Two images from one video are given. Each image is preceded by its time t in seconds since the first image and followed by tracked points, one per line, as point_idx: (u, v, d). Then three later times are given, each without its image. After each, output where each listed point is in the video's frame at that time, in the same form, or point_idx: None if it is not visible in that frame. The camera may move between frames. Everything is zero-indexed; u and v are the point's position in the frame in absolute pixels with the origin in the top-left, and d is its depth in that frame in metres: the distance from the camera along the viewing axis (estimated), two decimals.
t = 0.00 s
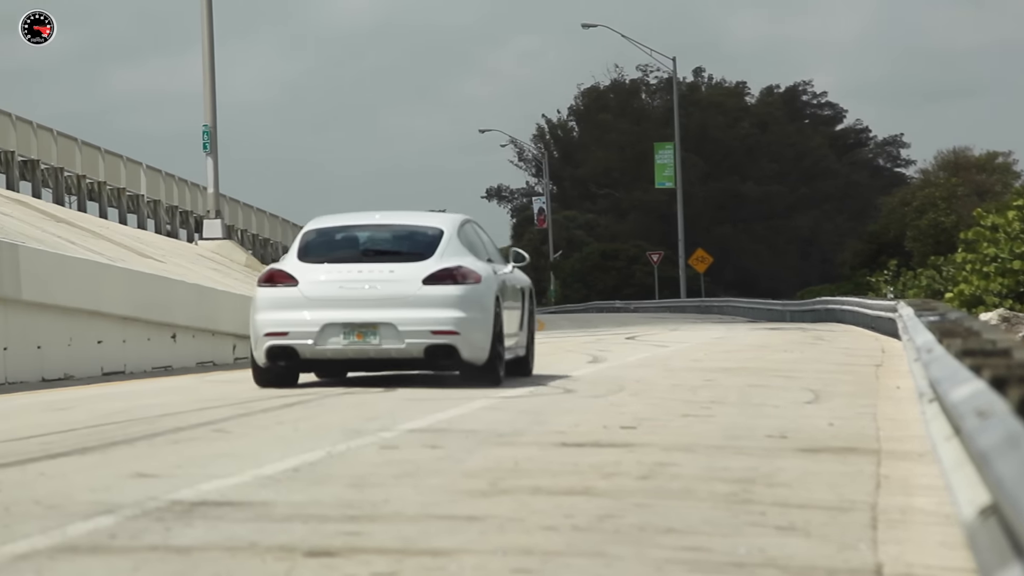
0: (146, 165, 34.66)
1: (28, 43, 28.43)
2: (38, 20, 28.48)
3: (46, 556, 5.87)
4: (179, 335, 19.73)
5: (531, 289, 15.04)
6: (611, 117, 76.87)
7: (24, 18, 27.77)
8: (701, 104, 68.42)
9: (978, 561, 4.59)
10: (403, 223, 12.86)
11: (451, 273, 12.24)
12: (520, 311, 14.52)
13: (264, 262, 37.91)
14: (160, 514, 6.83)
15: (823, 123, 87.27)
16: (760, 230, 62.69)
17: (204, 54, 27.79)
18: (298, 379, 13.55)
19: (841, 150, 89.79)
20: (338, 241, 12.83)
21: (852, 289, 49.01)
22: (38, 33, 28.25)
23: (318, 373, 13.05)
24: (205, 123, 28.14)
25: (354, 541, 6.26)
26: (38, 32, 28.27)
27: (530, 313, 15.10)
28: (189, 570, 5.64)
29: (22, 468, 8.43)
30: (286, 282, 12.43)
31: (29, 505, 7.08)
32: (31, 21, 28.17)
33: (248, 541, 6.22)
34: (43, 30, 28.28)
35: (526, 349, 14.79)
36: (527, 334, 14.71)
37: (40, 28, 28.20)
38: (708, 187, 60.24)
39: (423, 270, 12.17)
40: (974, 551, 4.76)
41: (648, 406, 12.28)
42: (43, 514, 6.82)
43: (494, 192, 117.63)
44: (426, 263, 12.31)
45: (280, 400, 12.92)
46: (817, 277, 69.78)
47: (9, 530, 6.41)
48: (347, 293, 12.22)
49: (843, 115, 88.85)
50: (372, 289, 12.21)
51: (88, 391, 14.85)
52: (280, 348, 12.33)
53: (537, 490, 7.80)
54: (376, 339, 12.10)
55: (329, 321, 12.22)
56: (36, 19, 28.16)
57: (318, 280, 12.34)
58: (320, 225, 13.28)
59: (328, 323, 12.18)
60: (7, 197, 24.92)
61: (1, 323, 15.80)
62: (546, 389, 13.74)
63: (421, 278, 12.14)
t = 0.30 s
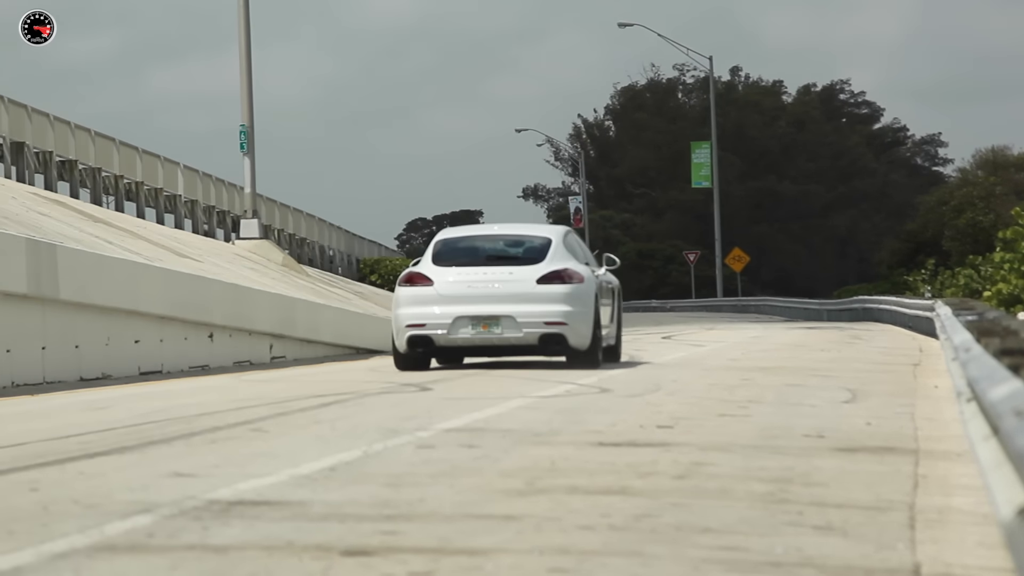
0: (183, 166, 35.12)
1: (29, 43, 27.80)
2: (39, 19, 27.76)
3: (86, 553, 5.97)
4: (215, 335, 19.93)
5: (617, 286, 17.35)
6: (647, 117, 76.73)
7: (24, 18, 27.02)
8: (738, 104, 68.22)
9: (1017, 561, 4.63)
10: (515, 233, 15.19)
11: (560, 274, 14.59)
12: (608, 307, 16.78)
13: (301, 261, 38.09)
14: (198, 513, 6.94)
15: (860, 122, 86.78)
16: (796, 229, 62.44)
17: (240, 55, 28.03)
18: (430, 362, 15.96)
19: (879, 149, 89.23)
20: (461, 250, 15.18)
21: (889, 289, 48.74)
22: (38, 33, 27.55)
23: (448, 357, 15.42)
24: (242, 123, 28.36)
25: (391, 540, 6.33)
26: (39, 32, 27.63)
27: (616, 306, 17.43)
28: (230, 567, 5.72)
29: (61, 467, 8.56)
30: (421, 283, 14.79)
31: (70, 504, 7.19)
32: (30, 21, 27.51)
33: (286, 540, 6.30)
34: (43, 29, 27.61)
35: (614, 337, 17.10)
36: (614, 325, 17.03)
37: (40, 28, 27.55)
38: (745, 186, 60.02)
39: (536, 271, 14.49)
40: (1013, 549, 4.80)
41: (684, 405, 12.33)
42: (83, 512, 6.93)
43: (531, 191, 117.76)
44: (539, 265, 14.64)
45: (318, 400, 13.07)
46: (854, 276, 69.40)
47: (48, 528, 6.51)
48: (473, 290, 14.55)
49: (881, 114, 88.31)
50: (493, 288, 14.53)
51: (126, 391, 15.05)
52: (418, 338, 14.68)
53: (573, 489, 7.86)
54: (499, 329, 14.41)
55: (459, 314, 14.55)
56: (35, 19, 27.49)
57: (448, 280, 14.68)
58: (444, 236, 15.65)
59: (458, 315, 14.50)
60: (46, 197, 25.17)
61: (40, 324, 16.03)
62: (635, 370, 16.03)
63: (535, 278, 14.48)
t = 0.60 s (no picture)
0: (216, 165, 35.52)
1: (30, 42, 27.02)
2: (38, 19, 26.80)
3: (122, 551, 6.08)
4: (247, 334, 20.12)
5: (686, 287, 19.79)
6: (678, 116, 76.61)
7: (24, 19, 26.15)
8: (770, 103, 68.04)
9: None
10: (603, 243, 17.69)
11: (643, 276, 17.11)
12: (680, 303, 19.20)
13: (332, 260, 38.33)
14: (230, 512, 7.06)
15: (893, 120, 86.34)
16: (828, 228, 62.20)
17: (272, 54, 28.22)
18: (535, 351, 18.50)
19: (911, 147, 88.75)
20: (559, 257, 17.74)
21: (922, 289, 48.46)
22: (38, 33, 26.65)
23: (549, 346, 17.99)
24: (273, 123, 28.56)
25: (422, 539, 6.42)
26: (39, 32, 26.83)
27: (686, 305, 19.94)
28: (263, 567, 5.81)
29: (95, 467, 8.69)
30: (524, 284, 17.37)
31: (103, 503, 7.32)
32: (30, 20, 26.65)
33: (317, 539, 6.39)
34: (43, 30, 26.71)
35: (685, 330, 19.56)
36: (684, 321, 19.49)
37: (40, 28, 26.70)
38: (776, 185, 59.85)
39: (622, 274, 16.99)
40: None
41: (715, 404, 12.40)
42: (116, 511, 7.05)
43: (562, 190, 117.70)
44: (624, 269, 17.15)
45: (348, 399, 13.20)
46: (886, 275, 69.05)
47: (81, 526, 6.61)
48: (569, 289, 17.10)
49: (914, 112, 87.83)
50: (586, 288, 17.06)
51: (157, 390, 15.23)
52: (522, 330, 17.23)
53: (604, 489, 7.93)
54: (591, 323, 16.92)
55: (557, 309, 17.10)
56: (35, 19, 26.61)
57: (547, 283, 17.22)
58: (540, 245, 18.17)
59: (556, 311, 17.04)
60: (78, 197, 25.41)
61: (73, 323, 16.24)
62: (707, 356, 18.36)
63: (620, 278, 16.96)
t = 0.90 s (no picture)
0: (237, 165, 35.74)
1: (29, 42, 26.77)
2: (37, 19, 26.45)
3: (147, 550, 6.20)
4: (268, 333, 20.29)
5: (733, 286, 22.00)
6: (699, 115, 76.57)
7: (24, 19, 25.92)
8: (791, 102, 67.93)
9: None
10: (663, 250, 19.71)
11: (700, 277, 19.13)
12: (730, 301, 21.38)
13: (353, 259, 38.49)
14: (253, 511, 7.17)
15: (915, 119, 86.02)
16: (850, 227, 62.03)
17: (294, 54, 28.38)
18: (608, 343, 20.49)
19: (933, 146, 88.40)
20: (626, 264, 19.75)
21: (944, 288, 48.27)
22: (38, 33, 26.41)
23: (618, 338, 20.07)
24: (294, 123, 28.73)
25: (444, 539, 6.52)
26: (38, 32, 26.57)
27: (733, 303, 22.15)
28: (286, 566, 5.92)
29: (118, 467, 8.81)
30: (595, 285, 19.35)
31: (124, 502, 7.42)
32: (30, 21, 26.42)
33: (338, 538, 6.49)
34: (43, 30, 26.48)
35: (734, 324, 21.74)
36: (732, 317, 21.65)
37: (39, 28, 26.45)
38: (798, 184, 59.73)
39: (683, 274, 19.00)
40: None
41: (737, 403, 12.48)
42: (138, 511, 7.16)
43: (583, 189, 117.69)
44: (684, 271, 19.16)
45: (369, 398, 13.31)
46: (908, 274, 68.82)
47: (104, 526, 6.71)
48: (637, 289, 19.05)
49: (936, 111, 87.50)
50: (651, 288, 19.04)
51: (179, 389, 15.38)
52: (595, 326, 19.17)
53: (625, 488, 8.03)
54: (656, 318, 18.90)
55: (626, 307, 19.03)
56: (34, 18, 26.37)
57: (616, 283, 19.22)
58: (608, 252, 20.24)
59: (625, 308, 18.96)
60: (100, 196, 25.60)
61: (96, 322, 16.41)
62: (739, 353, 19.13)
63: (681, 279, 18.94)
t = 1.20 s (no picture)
0: (256, 164, 35.87)
1: (30, 42, 26.92)
2: (38, 19, 26.67)
3: (163, 549, 6.22)
4: (287, 333, 20.36)
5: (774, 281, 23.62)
6: (717, 114, 76.46)
7: (23, 19, 26.05)
8: (810, 102, 67.72)
9: None
10: (711, 254, 21.26)
11: (746, 278, 20.69)
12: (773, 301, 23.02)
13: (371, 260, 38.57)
14: (269, 510, 7.21)
15: (934, 119, 85.64)
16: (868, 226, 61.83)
17: (313, 54, 28.50)
18: (663, 337, 22.03)
19: (952, 145, 87.98)
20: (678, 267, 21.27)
21: (963, 287, 47.99)
22: (38, 33, 26.52)
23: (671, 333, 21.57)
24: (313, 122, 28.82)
25: (461, 539, 6.53)
26: (39, 32, 26.70)
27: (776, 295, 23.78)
28: (303, 565, 5.93)
29: (136, 466, 8.86)
30: (651, 285, 20.89)
31: (142, 502, 7.46)
32: (30, 20, 26.56)
33: (356, 538, 6.51)
34: (42, 30, 26.60)
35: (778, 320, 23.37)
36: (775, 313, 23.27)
37: (39, 28, 26.58)
38: (816, 184, 59.55)
39: (730, 275, 20.55)
40: None
41: (755, 403, 12.46)
42: (156, 511, 7.19)
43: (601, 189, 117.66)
44: (731, 273, 20.68)
45: (387, 398, 13.34)
46: (927, 273, 68.53)
47: (122, 526, 6.75)
48: (690, 289, 20.58)
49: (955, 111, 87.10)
50: (702, 288, 20.57)
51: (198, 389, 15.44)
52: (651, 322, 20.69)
53: (644, 488, 8.03)
54: (707, 315, 20.43)
55: (680, 305, 20.55)
56: (34, 18, 26.51)
57: (670, 282, 20.75)
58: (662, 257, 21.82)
59: (678, 305, 20.48)
60: (119, 197, 25.72)
61: (115, 321, 16.49)
62: (760, 352, 19.18)
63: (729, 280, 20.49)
